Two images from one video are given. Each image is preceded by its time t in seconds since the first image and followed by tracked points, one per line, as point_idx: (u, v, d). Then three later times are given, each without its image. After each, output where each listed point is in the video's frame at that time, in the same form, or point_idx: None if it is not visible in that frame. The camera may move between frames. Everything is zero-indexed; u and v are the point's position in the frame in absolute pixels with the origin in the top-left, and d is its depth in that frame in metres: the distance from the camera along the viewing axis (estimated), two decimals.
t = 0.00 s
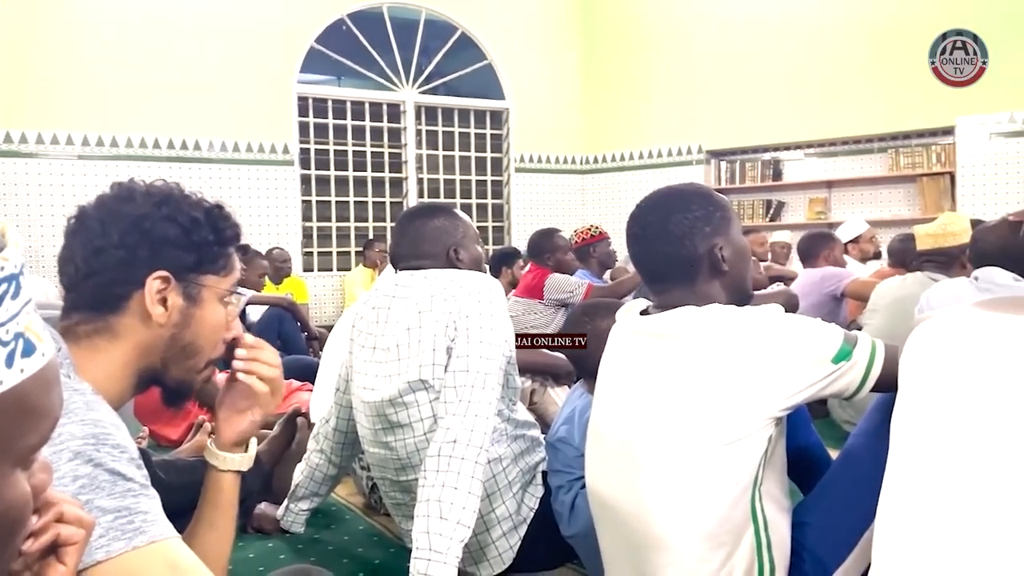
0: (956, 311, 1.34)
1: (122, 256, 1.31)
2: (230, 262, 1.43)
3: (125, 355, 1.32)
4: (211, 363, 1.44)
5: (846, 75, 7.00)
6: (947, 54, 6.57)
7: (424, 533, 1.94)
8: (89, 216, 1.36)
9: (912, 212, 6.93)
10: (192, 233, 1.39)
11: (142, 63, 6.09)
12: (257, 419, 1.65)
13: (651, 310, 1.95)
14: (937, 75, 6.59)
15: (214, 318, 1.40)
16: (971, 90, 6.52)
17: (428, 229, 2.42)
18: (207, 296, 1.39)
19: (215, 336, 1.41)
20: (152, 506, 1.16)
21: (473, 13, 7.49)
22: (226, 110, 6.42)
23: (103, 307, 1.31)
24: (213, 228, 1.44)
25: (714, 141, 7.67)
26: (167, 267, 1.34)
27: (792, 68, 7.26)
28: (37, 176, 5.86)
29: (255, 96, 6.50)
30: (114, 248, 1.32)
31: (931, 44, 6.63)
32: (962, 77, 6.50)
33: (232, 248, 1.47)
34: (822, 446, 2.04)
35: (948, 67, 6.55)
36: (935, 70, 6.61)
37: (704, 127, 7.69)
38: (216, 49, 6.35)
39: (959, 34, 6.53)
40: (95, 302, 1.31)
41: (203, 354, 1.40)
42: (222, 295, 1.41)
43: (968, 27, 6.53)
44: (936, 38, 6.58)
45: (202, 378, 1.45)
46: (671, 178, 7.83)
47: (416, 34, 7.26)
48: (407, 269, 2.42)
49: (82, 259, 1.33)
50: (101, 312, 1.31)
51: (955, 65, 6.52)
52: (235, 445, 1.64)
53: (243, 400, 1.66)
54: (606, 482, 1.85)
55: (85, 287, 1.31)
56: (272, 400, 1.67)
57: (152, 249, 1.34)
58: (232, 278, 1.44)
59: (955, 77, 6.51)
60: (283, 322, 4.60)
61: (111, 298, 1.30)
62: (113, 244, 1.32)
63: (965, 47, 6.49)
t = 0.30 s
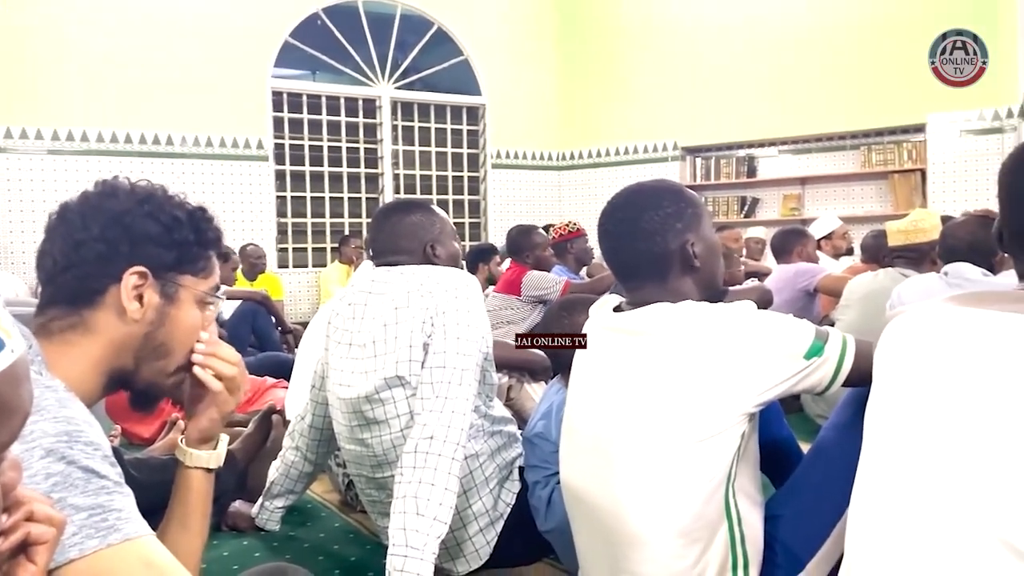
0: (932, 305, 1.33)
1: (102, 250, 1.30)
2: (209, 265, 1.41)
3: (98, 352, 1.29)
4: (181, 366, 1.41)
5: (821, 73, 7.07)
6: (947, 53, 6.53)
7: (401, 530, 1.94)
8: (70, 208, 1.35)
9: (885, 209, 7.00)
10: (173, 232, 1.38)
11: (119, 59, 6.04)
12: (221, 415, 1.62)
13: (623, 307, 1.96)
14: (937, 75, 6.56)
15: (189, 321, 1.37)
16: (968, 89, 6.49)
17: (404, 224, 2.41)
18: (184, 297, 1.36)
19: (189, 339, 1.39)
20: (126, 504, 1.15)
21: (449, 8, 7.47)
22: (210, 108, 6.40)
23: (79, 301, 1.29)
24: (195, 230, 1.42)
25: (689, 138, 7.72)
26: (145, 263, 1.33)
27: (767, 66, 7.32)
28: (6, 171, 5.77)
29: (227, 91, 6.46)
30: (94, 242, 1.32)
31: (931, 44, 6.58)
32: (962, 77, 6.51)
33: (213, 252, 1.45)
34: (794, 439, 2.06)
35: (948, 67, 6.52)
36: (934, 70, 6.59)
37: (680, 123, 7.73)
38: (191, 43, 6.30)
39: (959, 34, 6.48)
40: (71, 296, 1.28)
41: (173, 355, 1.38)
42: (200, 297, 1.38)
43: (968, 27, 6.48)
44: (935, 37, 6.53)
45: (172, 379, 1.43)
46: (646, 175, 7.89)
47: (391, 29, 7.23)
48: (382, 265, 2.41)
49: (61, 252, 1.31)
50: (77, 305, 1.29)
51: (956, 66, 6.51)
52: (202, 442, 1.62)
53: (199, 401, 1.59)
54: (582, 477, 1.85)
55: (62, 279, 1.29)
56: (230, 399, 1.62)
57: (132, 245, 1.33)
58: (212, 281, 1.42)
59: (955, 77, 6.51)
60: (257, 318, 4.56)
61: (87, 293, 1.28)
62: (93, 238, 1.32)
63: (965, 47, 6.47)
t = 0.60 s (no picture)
0: (912, 302, 1.34)
1: (91, 246, 1.27)
2: (195, 275, 1.39)
3: (75, 349, 1.26)
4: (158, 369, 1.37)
5: (798, 73, 7.13)
6: (947, 54, 6.49)
7: (379, 528, 1.93)
8: (62, 204, 1.31)
9: (859, 208, 7.09)
10: (163, 237, 1.36)
11: (94, 53, 5.95)
12: (201, 414, 1.62)
13: (604, 305, 1.96)
14: (938, 75, 6.51)
15: (169, 327, 1.34)
16: (968, 89, 6.47)
17: (384, 222, 2.40)
18: (167, 302, 1.33)
19: (166, 346, 1.35)
20: (104, 504, 1.14)
21: (429, 5, 7.46)
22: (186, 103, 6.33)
23: (61, 297, 1.25)
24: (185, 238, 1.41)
25: (667, 136, 7.80)
26: (130, 264, 1.30)
27: (746, 65, 7.37)
28: None
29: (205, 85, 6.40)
30: (83, 237, 1.28)
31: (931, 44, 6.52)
32: (961, 77, 6.48)
33: (201, 263, 1.43)
34: (770, 436, 2.07)
35: (948, 67, 6.49)
36: (934, 70, 6.53)
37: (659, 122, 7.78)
38: (168, 37, 6.23)
39: (959, 34, 6.43)
40: (54, 292, 1.25)
41: (148, 362, 1.34)
42: (182, 305, 1.36)
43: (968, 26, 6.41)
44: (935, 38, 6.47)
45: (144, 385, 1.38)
46: (625, 173, 7.94)
47: (370, 25, 7.21)
48: (362, 263, 2.40)
49: (48, 246, 1.28)
50: (58, 301, 1.25)
51: (955, 66, 6.47)
52: (181, 440, 1.61)
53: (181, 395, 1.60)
54: (562, 474, 1.85)
55: (45, 274, 1.25)
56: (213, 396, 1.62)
57: (121, 243, 1.30)
58: (196, 291, 1.39)
59: (955, 77, 6.48)
60: (233, 315, 4.52)
61: (71, 288, 1.25)
62: (82, 233, 1.28)
63: (965, 48, 6.43)
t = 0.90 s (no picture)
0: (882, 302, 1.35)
1: (62, 246, 1.25)
2: (168, 278, 1.37)
3: (42, 351, 1.24)
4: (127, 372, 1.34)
5: (788, 74, 7.11)
6: (947, 53, 6.19)
7: (352, 528, 1.92)
8: (34, 201, 1.29)
9: (829, 208, 7.17)
10: (138, 238, 1.33)
11: (61, 47, 5.85)
12: (177, 412, 1.58)
13: (577, 305, 1.96)
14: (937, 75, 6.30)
15: (139, 329, 1.32)
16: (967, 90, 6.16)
17: (358, 221, 2.39)
18: (138, 305, 1.32)
19: (135, 350, 1.32)
20: (73, 506, 1.12)
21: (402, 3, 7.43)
22: (155, 99, 6.26)
23: (30, 295, 1.23)
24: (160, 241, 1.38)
25: (640, 136, 7.83)
26: (102, 266, 1.28)
27: (718, 66, 7.42)
28: None
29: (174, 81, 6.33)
30: (55, 236, 1.26)
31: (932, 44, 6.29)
32: (962, 77, 6.17)
33: (175, 267, 1.40)
34: (741, 434, 2.09)
35: (947, 67, 6.20)
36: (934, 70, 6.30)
37: (632, 122, 7.83)
38: (139, 31, 6.17)
39: (959, 33, 6.10)
40: (22, 290, 1.23)
41: (117, 364, 1.31)
42: (152, 308, 1.34)
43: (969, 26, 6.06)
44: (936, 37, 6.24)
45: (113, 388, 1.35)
46: (598, 172, 7.96)
47: (343, 22, 7.17)
48: (335, 262, 2.38)
49: (20, 242, 1.26)
50: (26, 301, 1.23)
51: (955, 66, 6.14)
52: (156, 439, 1.57)
53: (161, 391, 1.59)
54: (536, 474, 1.86)
55: (14, 272, 1.23)
56: (192, 393, 1.58)
57: (93, 244, 1.28)
58: (168, 294, 1.37)
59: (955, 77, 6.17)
60: (202, 312, 4.48)
61: (40, 288, 1.23)
62: (53, 232, 1.26)
63: (965, 47, 6.08)
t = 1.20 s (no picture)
0: (855, 304, 1.36)
1: (33, 246, 1.23)
2: (142, 275, 1.36)
3: (15, 352, 1.22)
4: (104, 372, 1.32)
5: (761, 75, 7.18)
6: (946, 54, 6.13)
7: (330, 530, 1.90)
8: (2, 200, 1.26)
9: (805, 210, 7.24)
10: (110, 237, 1.31)
11: (34, 44, 5.77)
12: (156, 412, 1.56)
13: (555, 306, 1.96)
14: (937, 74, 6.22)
15: (115, 329, 1.30)
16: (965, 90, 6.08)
17: (337, 221, 2.37)
18: (112, 305, 1.30)
19: (111, 350, 1.31)
20: (46, 508, 1.10)
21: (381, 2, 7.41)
22: (130, 98, 6.19)
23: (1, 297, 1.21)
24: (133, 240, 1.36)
25: (619, 138, 7.87)
26: (75, 266, 1.26)
27: (696, 69, 7.46)
28: None
29: (151, 79, 6.27)
30: (26, 237, 1.24)
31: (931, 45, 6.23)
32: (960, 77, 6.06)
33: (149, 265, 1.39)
34: (719, 435, 2.10)
35: (946, 67, 6.13)
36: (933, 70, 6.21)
37: (611, 124, 7.86)
38: (115, 28, 6.10)
39: (956, 34, 6.06)
40: None
41: (93, 365, 1.29)
42: (127, 307, 1.32)
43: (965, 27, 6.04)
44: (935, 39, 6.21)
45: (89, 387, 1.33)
46: (578, 173, 7.98)
47: (322, 21, 7.13)
48: (314, 262, 2.37)
49: None
50: None
51: (953, 66, 6.06)
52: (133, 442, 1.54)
53: (139, 391, 1.57)
54: (515, 475, 1.85)
55: None
56: (171, 394, 1.57)
57: (64, 244, 1.26)
58: (142, 292, 1.36)
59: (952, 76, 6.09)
60: (176, 313, 4.43)
61: (11, 289, 1.21)
62: (24, 232, 1.24)
63: (962, 48, 6.02)
